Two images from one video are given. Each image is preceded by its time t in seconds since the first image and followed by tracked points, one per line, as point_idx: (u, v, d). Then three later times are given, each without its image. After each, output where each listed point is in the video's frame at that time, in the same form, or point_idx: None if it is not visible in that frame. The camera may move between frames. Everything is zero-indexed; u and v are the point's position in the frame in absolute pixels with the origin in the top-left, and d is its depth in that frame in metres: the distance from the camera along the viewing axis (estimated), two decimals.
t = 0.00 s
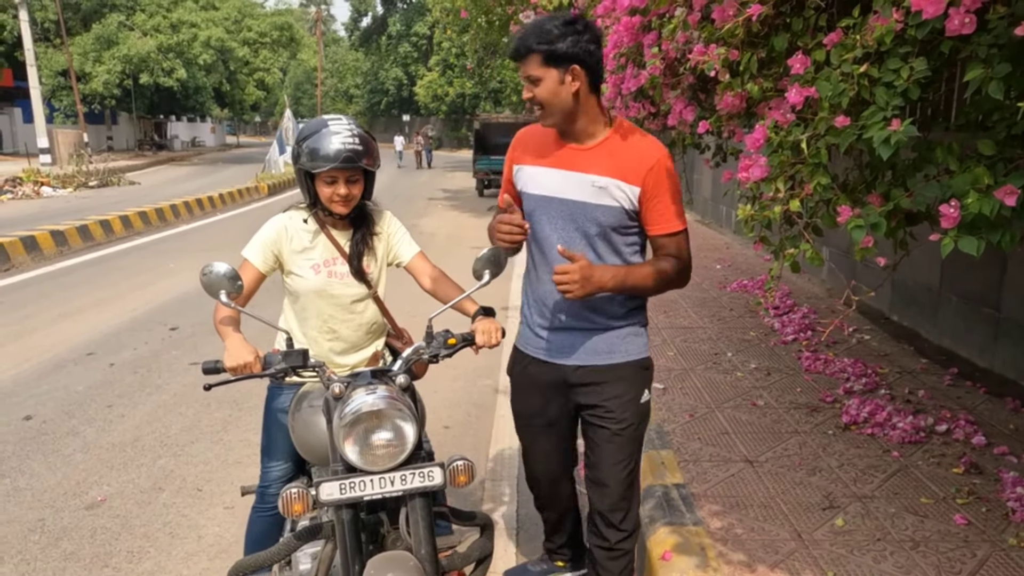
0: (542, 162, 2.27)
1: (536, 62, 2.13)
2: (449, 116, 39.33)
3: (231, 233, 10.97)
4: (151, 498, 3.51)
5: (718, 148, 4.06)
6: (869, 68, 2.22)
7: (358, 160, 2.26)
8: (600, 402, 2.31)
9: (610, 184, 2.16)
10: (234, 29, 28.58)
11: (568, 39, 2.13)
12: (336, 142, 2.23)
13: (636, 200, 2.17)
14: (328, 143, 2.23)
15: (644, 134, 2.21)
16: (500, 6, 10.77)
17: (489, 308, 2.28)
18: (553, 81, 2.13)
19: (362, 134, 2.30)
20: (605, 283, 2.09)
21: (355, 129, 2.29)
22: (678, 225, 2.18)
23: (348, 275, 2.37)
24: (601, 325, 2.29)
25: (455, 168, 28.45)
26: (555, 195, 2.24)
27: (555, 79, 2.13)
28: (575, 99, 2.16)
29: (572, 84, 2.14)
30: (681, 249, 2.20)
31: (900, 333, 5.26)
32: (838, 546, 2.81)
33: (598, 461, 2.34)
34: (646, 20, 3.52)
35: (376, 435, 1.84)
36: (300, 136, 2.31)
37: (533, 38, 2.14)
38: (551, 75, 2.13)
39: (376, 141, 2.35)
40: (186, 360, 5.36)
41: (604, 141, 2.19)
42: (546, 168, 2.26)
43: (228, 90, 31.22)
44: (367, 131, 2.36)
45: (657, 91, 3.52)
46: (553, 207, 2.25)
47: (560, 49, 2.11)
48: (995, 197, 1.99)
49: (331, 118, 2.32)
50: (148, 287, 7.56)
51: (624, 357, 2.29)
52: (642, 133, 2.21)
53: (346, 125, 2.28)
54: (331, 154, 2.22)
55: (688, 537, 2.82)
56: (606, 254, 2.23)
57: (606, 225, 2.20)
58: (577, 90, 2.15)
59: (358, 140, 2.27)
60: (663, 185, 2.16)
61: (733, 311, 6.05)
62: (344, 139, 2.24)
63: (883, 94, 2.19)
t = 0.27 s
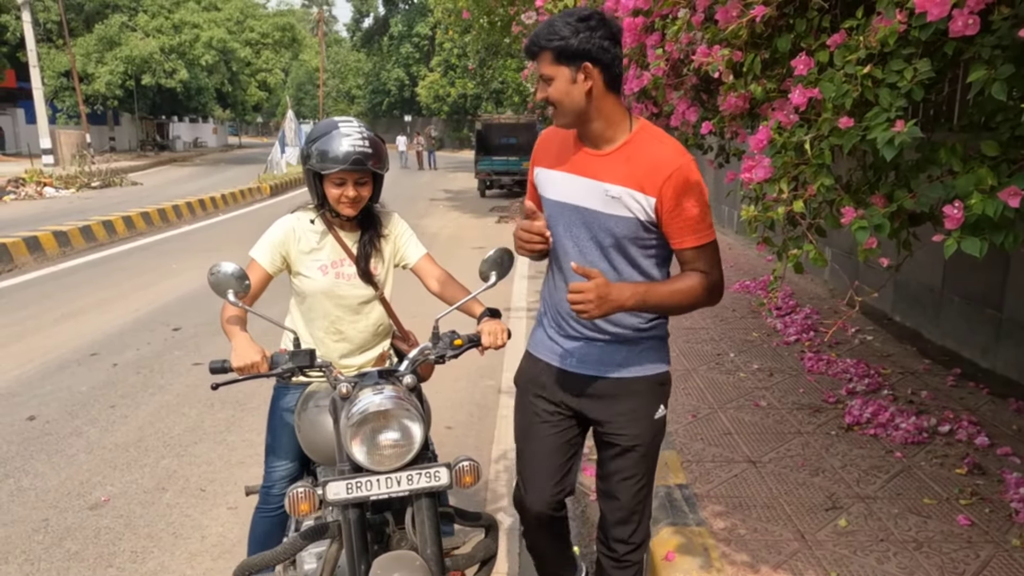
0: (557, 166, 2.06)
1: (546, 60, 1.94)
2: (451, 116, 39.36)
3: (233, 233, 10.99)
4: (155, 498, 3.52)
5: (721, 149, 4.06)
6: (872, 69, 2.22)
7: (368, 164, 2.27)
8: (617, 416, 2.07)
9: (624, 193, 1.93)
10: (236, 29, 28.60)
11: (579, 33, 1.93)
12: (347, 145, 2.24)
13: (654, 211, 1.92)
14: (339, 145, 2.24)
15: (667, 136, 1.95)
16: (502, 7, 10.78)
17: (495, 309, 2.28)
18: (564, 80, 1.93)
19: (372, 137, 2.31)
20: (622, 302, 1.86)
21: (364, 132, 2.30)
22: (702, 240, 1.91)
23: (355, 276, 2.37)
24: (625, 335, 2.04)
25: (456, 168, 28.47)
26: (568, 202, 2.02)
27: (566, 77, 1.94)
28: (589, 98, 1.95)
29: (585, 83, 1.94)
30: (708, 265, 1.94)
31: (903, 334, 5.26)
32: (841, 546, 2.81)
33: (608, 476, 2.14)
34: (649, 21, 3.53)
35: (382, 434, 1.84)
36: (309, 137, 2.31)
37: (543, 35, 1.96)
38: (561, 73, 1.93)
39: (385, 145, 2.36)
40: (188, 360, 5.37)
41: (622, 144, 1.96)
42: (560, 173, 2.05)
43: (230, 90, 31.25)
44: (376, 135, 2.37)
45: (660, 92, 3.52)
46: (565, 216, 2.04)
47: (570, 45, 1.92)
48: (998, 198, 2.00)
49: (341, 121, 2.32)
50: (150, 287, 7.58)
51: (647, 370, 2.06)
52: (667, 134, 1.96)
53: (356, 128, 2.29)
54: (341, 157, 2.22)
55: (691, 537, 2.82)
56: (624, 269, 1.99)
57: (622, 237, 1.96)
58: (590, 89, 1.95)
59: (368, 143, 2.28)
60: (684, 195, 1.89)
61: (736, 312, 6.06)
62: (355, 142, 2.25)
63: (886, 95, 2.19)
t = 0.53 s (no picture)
0: (558, 173, 1.99)
1: (540, 60, 1.88)
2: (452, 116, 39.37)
3: (234, 233, 10.98)
4: (156, 499, 3.51)
5: (723, 148, 4.05)
6: (875, 68, 2.22)
7: (371, 164, 2.26)
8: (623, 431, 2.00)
9: (626, 203, 1.86)
10: (238, 30, 28.61)
11: (574, 32, 1.85)
12: (350, 145, 2.24)
13: (658, 221, 1.85)
14: (342, 146, 2.23)
15: (672, 141, 1.86)
16: (504, 7, 10.77)
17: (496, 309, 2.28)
18: (558, 81, 1.86)
19: (375, 137, 2.31)
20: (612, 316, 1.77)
21: (367, 132, 2.30)
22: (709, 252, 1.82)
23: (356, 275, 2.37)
24: (628, 349, 1.96)
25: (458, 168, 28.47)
26: (571, 211, 1.95)
27: (559, 79, 1.86)
28: (584, 99, 1.87)
29: (579, 84, 1.86)
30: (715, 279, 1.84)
31: (904, 334, 5.25)
32: (844, 547, 2.81)
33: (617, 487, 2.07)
34: (650, 20, 3.53)
35: (383, 434, 1.84)
36: (312, 139, 2.31)
37: (537, 34, 1.89)
38: (555, 74, 1.86)
39: (388, 145, 2.36)
40: (190, 360, 5.37)
41: (623, 149, 1.88)
42: (561, 181, 1.97)
43: (231, 91, 31.25)
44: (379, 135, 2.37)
45: (661, 91, 3.52)
46: (568, 225, 1.97)
47: (562, 44, 1.85)
48: (1002, 197, 1.99)
49: (344, 122, 2.32)
50: (151, 287, 7.58)
51: (652, 386, 1.98)
52: (672, 138, 1.88)
53: (359, 129, 2.29)
54: (344, 157, 2.22)
55: (693, 537, 2.82)
56: (629, 279, 1.93)
57: (625, 247, 1.90)
58: (585, 89, 1.86)
59: (371, 144, 2.27)
60: (688, 204, 1.81)
61: (737, 312, 6.05)
62: (359, 142, 2.25)
63: (889, 93, 2.18)
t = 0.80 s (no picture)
0: (538, 179, 1.83)
1: (510, 56, 1.77)
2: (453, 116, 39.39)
3: (236, 233, 11.00)
4: (158, 498, 3.51)
5: (724, 148, 4.05)
6: (877, 66, 2.21)
7: (368, 160, 2.26)
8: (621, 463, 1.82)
9: (617, 199, 1.70)
10: (240, 30, 28.63)
11: (543, 24, 1.74)
12: (346, 141, 2.24)
13: (652, 217, 1.69)
14: (338, 142, 2.24)
15: (659, 132, 1.73)
16: (506, 7, 10.77)
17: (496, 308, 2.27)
18: (528, 77, 1.75)
19: (371, 133, 2.31)
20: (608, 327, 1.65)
21: (364, 128, 2.30)
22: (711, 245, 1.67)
23: (355, 274, 2.37)
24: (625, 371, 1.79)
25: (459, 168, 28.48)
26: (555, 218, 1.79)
27: (528, 74, 1.75)
28: (556, 95, 1.74)
29: (550, 80, 1.74)
30: (720, 275, 1.69)
31: (906, 334, 5.24)
32: (845, 546, 2.80)
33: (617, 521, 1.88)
34: (652, 19, 3.53)
35: (382, 434, 1.84)
36: (309, 137, 2.31)
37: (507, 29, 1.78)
38: (524, 70, 1.75)
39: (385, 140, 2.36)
40: (191, 360, 5.37)
41: (607, 145, 1.73)
42: (542, 186, 1.81)
43: (233, 91, 31.28)
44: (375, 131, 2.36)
45: (663, 91, 3.52)
46: (554, 232, 1.80)
47: (532, 38, 1.74)
48: (1004, 196, 1.99)
49: (340, 118, 2.32)
50: (153, 287, 7.58)
51: (654, 413, 1.80)
52: (659, 130, 1.74)
53: (355, 125, 2.28)
54: (341, 154, 2.23)
55: (695, 537, 2.82)
56: (625, 284, 1.76)
57: (619, 249, 1.73)
58: (557, 84, 1.74)
59: (367, 139, 2.27)
60: (686, 195, 1.65)
61: (739, 311, 6.05)
62: (355, 138, 2.25)
63: (891, 92, 2.18)
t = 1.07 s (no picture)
0: (521, 169, 1.76)
1: (486, 39, 1.70)
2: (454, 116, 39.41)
3: (237, 233, 11.01)
4: (160, 498, 3.52)
5: (726, 147, 4.05)
6: (878, 66, 2.21)
7: (369, 156, 2.26)
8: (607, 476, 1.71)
9: (596, 184, 1.60)
10: (241, 30, 28.64)
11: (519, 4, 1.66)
12: (346, 137, 2.24)
13: (634, 203, 1.58)
14: (338, 138, 2.24)
15: (642, 116, 1.63)
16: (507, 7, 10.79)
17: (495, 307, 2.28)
18: (502, 59, 1.67)
19: (370, 129, 2.31)
20: (587, 314, 1.51)
21: (364, 125, 2.30)
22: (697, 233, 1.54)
23: (354, 273, 2.37)
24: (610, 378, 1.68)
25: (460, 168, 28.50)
26: (537, 208, 1.71)
27: (503, 56, 1.67)
28: (532, 77, 1.66)
29: (524, 61, 1.65)
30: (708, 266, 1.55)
31: (908, 334, 5.24)
32: (847, 546, 2.80)
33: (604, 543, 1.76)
34: (653, 19, 3.53)
35: (382, 433, 1.84)
36: (309, 133, 2.31)
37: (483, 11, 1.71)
38: (499, 52, 1.67)
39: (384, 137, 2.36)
40: (193, 360, 5.38)
41: (586, 130, 1.65)
42: (524, 175, 1.74)
43: (234, 91, 31.30)
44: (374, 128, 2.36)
45: (664, 91, 3.52)
46: (536, 223, 1.72)
47: (508, 19, 1.66)
48: (1005, 195, 1.99)
49: (339, 115, 2.32)
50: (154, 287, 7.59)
51: (639, 419, 1.68)
52: (643, 114, 1.64)
53: (354, 121, 2.28)
54: (341, 150, 2.23)
55: (697, 537, 2.82)
56: (605, 276, 1.65)
57: (600, 238, 1.63)
58: (533, 66, 1.65)
59: (367, 135, 2.27)
60: (667, 177, 1.54)
61: (740, 311, 6.05)
62: (355, 134, 2.25)
63: (893, 92, 2.18)
